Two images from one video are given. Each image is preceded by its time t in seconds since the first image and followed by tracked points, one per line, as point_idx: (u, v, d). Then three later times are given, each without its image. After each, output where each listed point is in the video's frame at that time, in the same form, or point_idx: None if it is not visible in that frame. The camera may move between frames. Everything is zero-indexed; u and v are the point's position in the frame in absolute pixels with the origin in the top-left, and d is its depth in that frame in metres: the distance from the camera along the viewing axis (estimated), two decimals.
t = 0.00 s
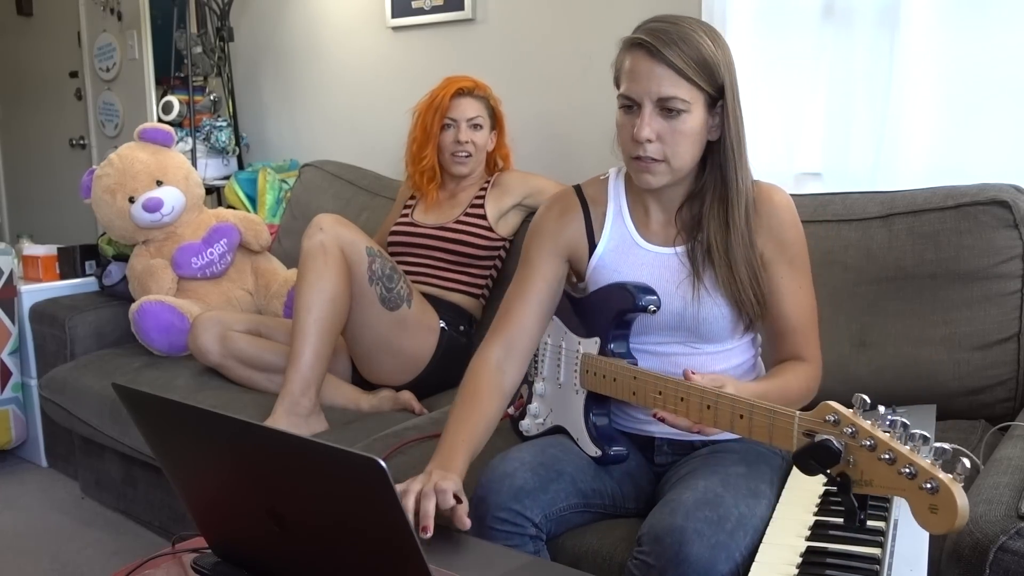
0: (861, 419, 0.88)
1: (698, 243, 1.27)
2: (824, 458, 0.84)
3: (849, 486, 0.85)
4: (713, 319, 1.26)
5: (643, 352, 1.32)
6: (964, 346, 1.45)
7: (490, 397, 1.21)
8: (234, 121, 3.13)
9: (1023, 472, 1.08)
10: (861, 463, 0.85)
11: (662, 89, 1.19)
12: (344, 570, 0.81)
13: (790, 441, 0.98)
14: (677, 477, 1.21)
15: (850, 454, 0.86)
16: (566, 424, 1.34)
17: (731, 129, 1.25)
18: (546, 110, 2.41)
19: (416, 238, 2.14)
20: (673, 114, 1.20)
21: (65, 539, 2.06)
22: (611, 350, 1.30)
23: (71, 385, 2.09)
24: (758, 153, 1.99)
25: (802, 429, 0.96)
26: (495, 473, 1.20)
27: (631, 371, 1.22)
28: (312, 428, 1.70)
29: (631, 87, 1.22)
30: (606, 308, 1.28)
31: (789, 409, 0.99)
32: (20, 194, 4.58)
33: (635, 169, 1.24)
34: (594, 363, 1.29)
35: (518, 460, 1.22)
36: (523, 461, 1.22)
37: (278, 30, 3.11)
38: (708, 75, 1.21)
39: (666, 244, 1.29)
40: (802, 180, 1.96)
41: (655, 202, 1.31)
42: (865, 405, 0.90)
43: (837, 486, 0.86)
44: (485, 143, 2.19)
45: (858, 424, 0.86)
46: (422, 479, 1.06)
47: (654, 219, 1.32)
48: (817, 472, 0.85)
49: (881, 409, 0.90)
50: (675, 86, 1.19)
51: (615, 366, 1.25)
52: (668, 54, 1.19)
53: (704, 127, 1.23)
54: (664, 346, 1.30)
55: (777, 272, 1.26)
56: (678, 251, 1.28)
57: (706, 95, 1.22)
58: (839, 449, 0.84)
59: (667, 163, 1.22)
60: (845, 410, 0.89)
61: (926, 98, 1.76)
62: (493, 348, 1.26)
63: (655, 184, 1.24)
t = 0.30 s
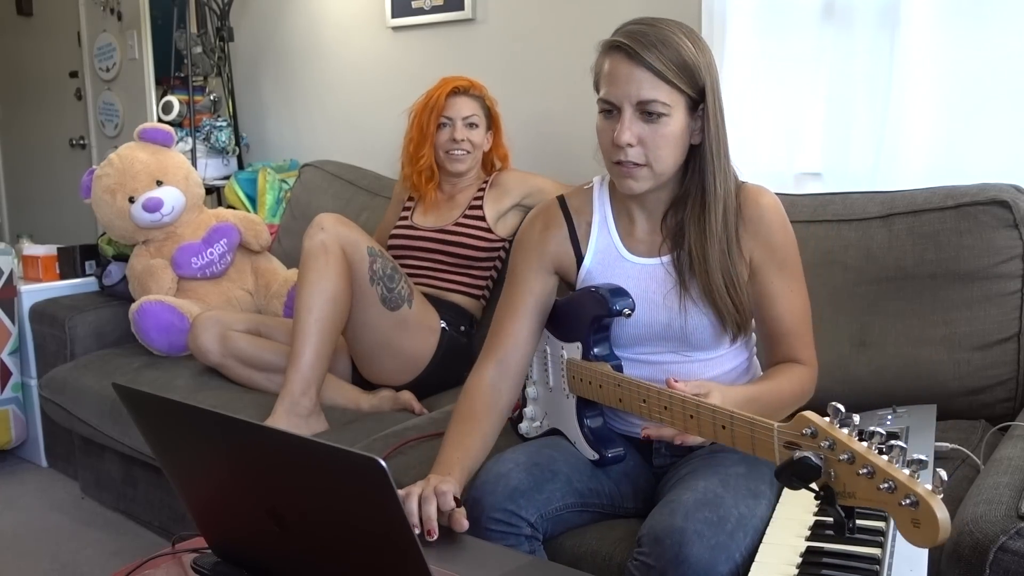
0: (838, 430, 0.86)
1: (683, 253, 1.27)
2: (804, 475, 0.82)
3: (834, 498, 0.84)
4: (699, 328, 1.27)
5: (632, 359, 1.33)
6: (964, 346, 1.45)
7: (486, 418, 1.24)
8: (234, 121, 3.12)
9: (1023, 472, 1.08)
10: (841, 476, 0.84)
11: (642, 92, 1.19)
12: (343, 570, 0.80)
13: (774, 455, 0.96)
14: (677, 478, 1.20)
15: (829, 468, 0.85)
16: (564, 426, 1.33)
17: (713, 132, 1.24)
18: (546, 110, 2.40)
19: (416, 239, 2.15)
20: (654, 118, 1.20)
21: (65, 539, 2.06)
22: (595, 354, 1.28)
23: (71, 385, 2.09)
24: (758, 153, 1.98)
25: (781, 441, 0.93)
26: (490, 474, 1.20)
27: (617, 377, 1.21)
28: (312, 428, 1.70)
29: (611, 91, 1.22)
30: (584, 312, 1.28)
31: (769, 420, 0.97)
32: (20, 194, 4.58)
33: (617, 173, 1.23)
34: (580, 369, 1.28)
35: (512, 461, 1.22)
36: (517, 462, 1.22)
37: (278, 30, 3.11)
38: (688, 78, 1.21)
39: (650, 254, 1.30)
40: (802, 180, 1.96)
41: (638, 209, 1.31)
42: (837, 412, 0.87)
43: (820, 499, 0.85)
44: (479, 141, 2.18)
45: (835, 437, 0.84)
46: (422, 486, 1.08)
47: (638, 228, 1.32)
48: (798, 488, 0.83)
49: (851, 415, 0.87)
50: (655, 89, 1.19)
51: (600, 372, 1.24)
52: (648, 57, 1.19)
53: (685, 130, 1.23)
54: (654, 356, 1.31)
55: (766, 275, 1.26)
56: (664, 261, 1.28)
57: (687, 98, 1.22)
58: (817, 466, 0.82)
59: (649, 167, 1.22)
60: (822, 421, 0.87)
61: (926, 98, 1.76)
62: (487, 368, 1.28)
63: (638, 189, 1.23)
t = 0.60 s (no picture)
0: (838, 438, 0.85)
1: (674, 255, 1.26)
2: (804, 483, 0.82)
3: (833, 505, 0.84)
4: (692, 330, 1.27)
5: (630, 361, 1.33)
6: (964, 346, 1.46)
7: (488, 422, 1.26)
8: (234, 121, 3.12)
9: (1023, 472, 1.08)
10: (841, 485, 0.84)
11: (631, 94, 1.19)
12: (344, 570, 0.80)
13: (773, 462, 0.95)
14: (676, 479, 1.20)
15: (829, 476, 0.84)
16: (564, 426, 1.33)
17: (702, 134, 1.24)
18: (546, 110, 2.41)
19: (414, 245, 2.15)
20: (643, 120, 1.20)
21: (65, 539, 2.06)
22: (594, 356, 1.28)
23: (71, 385, 2.09)
24: (758, 153, 1.98)
25: (782, 449, 0.93)
26: (488, 474, 1.21)
27: (617, 381, 1.21)
28: (312, 428, 1.70)
29: (599, 94, 1.22)
30: (581, 315, 1.28)
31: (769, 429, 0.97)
32: (20, 194, 4.58)
33: (608, 176, 1.23)
34: (580, 370, 1.27)
35: (511, 462, 1.22)
36: (516, 463, 1.22)
37: (278, 29, 3.11)
38: (676, 79, 1.21)
39: (643, 257, 1.30)
40: (802, 180, 1.96)
41: (629, 210, 1.31)
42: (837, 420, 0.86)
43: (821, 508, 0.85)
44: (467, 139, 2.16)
45: (835, 446, 0.84)
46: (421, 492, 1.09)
47: (630, 229, 1.31)
48: (798, 496, 0.84)
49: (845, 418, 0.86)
50: (643, 92, 1.19)
51: (600, 375, 1.23)
52: (635, 60, 1.19)
53: (674, 132, 1.23)
54: (651, 358, 1.31)
55: (758, 276, 1.25)
56: (656, 263, 1.28)
57: (675, 100, 1.22)
58: (818, 474, 0.82)
59: (639, 169, 1.22)
60: (822, 429, 0.86)
61: (926, 98, 1.76)
62: (488, 373, 1.30)
63: (630, 192, 1.23)
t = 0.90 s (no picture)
0: (838, 439, 0.85)
1: (675, 250, 1.26)
2: (804, 484, 0.83)
3: (833, 506, 0.84)
4: (693, 328, 1.27)
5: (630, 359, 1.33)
6: (963, 345, 1.46)
7: (490, 421, 1.26)
8: (234, 121, 3.12)
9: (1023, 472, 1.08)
10: (841, 486, 0.83)
11: (632, 86, 1.19)
12: (344, 569, 0.80)
13: (773, 462, 0.95)
14: (677, 478, 1.21)
15: (828, 477, 0.84)
16: (563, 426, 1.33)
17: (700, 126, 1.24)
18: (546, 109, 2.41)
19: (407, 250, 2.14)
20: (645, 112, 1.20)
21: (65, 539, 2.06)
22: (597, 356, 1.28)
23: (71, 385, 2.09)
24: (758, 152, 1.99)
25: (781, 449, 0.93)
26: (487, 473, 1.21)
27: (618, 381, 1.21)
28: (312, 428, 1.70)
29: (600, 87, 1.22)
30: (582, 314, 1.28)
31: (769, 429, 0.97)
32: (20, 194, 4.58)
33: (610, 169, 1.23)
34: (580, 370, 1.27)
35: (511, 462, 1.22)
36: (515, 463, 1.22)
37: (277, 30, 3.11)
38: (676, 71, 1.21)
39: (643, 253, 1.29)
40: (802, 180, 1.96)
41: (630, 206, 1.31)
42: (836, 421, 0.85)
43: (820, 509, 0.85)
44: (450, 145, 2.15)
45: (834, 447, 0.84)
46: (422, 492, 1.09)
47: (631, 225, 1.31)
48: (797, 496, 0.84)
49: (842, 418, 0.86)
50: (645, 84, 1.19)
51: (600, 375, 1.23)
52: (636, 52, 1.19)
53: (675, 125, 1.23)
54: (651, 356, 1.31)
55: (759, 272, 1.25)
56: (657, 259, 1.28)
57: (676, 92, 1.22)
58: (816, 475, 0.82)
59: (641, 161, 1.22)
60: (821, 430, 0.86)
61: (926, 96, 1.76)
62: (490, 372, 1.30)
63: (631, 184, 1.23)
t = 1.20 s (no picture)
0: (833, 433, 0.86)
1: (666, 246, 1.26)
2: (800, 477, 0.83)
3: (829, 499, 0.85)
4: (688, 323, 1.26)
5: (626, 355, 1.32)
6: (964, 345, 1.46)
7: (491, 422, 1.28)
8: (234, 121, 3.12)
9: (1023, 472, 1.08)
10: (837, 478, 0.84)
11: (630, 89, 1.19)
12: (343, 569, 0.80)
13: (770, 457, 0.95)
14: (677, 477, 1.21)
15: (824, 470, 0.85)
16: (562, 427, 1.33)
17: (694, 125, 1.24)
18: (546, 108, 2.40)
19: (405, 241, 2.14)
20: (644, 114, 1.20)
21: (65, 539, 2.06)
22: (594, 355, 1.28)
23: (71, 385, 2.09)
24: (757, 152, 1.98)
25: (778, 443, 0.93)
26: (486, 474, 1.21)
27: (615, 378, 1.21)
28: (312, 428, 1.70)
29: (598, 91, 1.21)
30: (579, 313, 1.27)
31: (765, 425, 0.97)
32: (21, 194, 4.58)
33: (609, 172, 1.23)
34: (580, 370, 1.27)
35: (510, 462, 1.22)
36: (514, 463, 1.22)
37: (277, 29, 3.11)
38: (672, 73, 1.21)
39: (637, 251, 1.29)
40: (802, 180, 1.96)
41: (622, 205, 1.31)
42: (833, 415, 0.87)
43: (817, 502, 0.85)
44: (453, 140, 2.16)
45: (830, 440, 0.85)
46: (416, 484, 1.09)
47: (624, 224, 1.31)
48: (793, 490, 0.85)
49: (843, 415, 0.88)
50: (643, 86, 1.19)
51: (598, 373, 1.23)
52: (632, 55, 1.19)
53: (672, 126, 1.23)
54: (647, 354, 1.30)
55: (752, 268, 1.25)
56: (650, 256, 1.28)
57: (672, 94, 1.22)
58: (813, 467, 0.83)
59: (640, 163, 1.22)
60: (817, 424, 0.87)
61: (927, 95, 1.76)
62: (489, 372, 1.32)
63: (631, 185, 1.23)
